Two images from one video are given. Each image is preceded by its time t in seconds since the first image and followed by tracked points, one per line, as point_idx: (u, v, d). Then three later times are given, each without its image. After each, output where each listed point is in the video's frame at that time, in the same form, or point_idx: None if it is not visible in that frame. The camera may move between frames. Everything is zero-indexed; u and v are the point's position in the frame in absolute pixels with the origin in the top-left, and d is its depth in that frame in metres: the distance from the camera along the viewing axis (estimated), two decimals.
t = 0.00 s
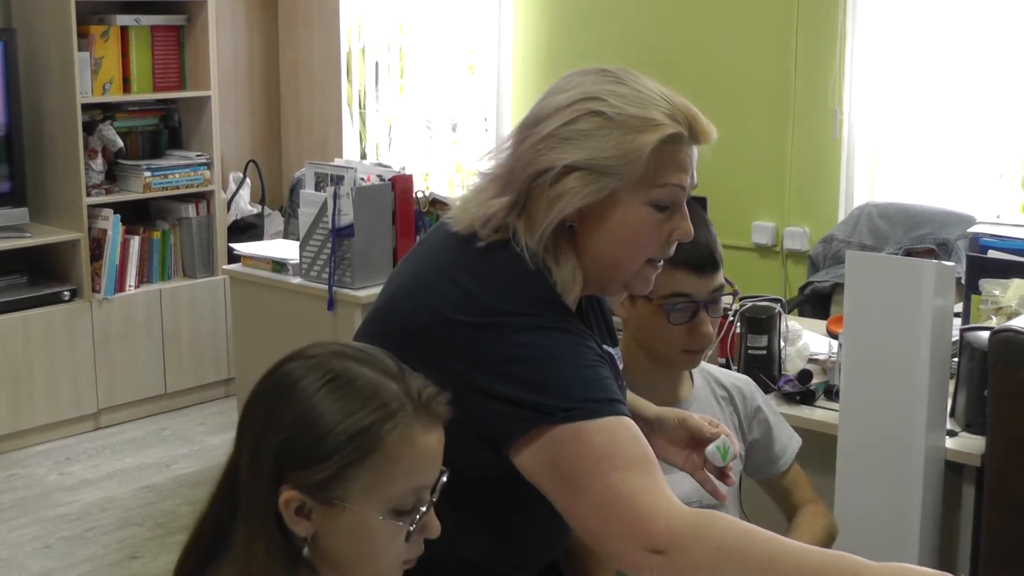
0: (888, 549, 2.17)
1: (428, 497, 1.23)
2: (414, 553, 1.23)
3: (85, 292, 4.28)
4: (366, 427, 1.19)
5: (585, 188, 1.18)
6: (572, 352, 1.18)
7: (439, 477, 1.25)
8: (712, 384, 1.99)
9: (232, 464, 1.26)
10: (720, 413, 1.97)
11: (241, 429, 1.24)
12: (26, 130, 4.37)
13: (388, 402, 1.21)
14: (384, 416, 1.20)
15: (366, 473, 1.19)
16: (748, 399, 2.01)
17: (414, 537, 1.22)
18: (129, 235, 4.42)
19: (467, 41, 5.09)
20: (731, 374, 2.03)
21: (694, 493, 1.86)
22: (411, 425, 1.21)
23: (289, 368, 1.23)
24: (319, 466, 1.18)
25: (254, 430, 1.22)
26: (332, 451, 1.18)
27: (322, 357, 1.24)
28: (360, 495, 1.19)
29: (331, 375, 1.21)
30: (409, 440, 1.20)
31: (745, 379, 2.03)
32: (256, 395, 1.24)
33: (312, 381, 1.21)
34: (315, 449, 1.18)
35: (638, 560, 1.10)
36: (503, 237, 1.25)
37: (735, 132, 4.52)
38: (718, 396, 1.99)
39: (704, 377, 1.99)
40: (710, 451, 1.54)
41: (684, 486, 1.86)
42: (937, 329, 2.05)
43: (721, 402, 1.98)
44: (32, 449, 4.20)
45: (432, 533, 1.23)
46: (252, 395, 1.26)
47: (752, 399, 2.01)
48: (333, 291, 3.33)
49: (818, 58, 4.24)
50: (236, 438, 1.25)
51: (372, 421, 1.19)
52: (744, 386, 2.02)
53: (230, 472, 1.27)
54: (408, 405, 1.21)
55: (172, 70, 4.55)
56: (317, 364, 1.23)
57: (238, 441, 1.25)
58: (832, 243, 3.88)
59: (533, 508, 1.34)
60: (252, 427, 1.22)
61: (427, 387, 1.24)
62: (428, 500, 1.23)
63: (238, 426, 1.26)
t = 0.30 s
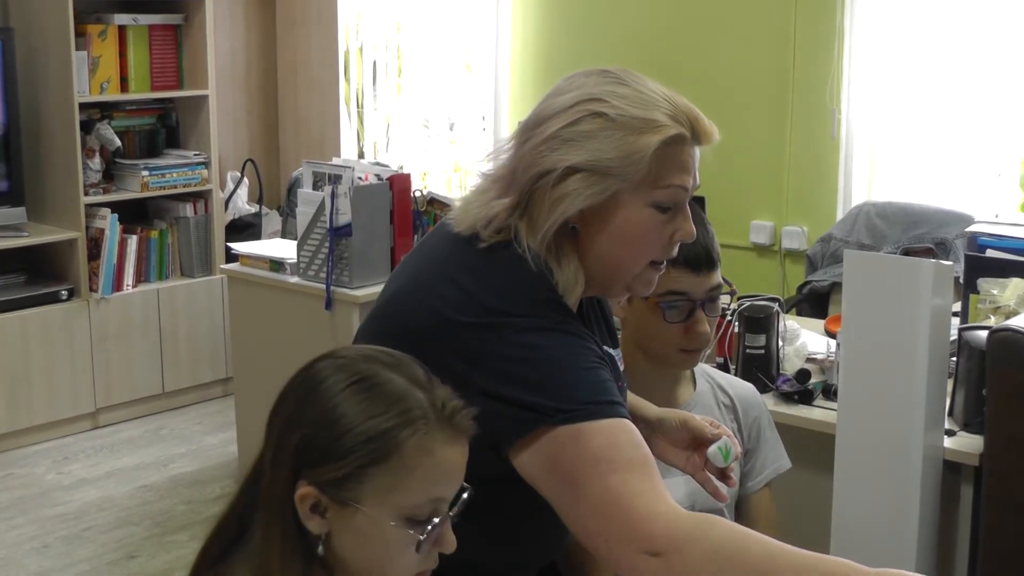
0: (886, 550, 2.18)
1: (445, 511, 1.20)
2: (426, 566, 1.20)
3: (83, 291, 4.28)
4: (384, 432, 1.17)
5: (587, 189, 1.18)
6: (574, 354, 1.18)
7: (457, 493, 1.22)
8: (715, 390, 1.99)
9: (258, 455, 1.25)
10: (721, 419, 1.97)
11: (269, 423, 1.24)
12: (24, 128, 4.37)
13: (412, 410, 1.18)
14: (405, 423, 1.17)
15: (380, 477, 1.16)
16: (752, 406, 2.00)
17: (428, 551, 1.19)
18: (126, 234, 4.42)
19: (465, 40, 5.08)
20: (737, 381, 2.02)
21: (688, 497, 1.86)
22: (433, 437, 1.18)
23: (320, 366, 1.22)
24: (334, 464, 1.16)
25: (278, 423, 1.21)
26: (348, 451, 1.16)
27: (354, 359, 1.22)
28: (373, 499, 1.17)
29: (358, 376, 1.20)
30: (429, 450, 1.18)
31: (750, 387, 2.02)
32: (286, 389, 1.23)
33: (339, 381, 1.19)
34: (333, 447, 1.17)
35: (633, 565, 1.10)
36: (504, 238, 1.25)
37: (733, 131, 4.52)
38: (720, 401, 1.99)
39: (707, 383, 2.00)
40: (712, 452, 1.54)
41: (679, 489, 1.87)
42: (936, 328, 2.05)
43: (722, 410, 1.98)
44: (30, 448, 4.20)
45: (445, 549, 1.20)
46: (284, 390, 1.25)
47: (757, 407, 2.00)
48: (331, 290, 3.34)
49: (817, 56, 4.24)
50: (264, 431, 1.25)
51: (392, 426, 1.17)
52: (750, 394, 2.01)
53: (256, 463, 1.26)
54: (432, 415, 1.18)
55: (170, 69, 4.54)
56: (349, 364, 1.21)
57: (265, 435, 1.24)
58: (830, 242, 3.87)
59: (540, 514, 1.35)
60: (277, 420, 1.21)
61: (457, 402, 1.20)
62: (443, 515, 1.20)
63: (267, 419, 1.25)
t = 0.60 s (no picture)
0: (884, 549, 2.18)
1: (456, 514, 1.20)
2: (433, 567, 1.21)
3: (81, 290, 4.28)
4: (397, 431, 1.17)
5: (587, 189, 1.18)
6: (572, 354, 1.18)
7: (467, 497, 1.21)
8: (715, 390, 1.99)
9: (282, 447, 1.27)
10: (720, 419, 1.97)
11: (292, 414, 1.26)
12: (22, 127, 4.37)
13: (428, 411, 1.18)
14: (419, 424, 1.17)
15: (389, 474, 1.17)
16: (751, 408, 2.00)
17: (436, 552, 1.19)
18: (125, 234, 4.42)
19: (463, 40, 5.07)
20: (737, 381, 2.03)
21: (687, 497, 1.86)
22: (447, 439, 1.18)
23: (343, 361, 1.23)
24: (347, 459, 1.18)
25: (298, 416, 1.23)
26: (360, 447, 1.17)
27: (376, 358, 1.22)
28: (382, 496, 1.17)
29: (378, 374, 1.20)
30: (441, 451, 1.18)
31: (749, 389, 2.02)
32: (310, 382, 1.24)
33: (358, 378, 1.20)
34: (346, 442, 1.18)
35: (629, 566, 1.10)
36: (504, 238, 1.25)
37: (731, 131, 4.52)
38: (719, 401, 1.99)
39: (706, 384, 2.00)
40: (711, 454, 1.55)
41: (678, 490, 1.86)
42: (934, 327, 2.06)
43: (722, 410, 1.98)
44: (28, 447, 4.20)
45: (452, 551, 1.20)
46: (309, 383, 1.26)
47: (755, 409, 2.01)
48: (329, 289, 3.33)
49: (815, 56, 4.25)
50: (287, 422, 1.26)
51: (406, 425, 1.17)
52: (750, 396, 2.01)
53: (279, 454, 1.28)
54: (448, 418, 1.18)
55: (168, 69, 4.54)
56: (370, 362, 1.21)
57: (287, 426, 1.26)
58: (828, 242, 3.88)
59: (536, 514, 1.35)
60: (297, 413, 1.23)
61: (476, 406, 1.20)
62: (453, 518, 1.19)
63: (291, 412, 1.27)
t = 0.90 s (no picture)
0: (882, 549, 2.18)
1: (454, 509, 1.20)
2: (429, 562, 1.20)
3: (79, 289, 4.27)
4: (396, 424, 1.17)
5: (586, 188, 1.18)
6: (570, 354, 1.18)
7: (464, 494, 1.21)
8: (713, 390, 1.99)
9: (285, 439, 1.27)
10: (718, 419, 1.97)
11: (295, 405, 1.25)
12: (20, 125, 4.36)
13: (427, 404, 1.18)
14: (418, 417, 1.17)
15: (388, 466, 1.17)
16: (749, 408, 2.00)
17: (432, 547, 1.18)
18: (123, 233, 4.43)
19: (462, 39, 5.07)
20: (736, 381, 2.02)
21: (687, 496, 1.86)
22: (445, 433, 1.17)
23: (345, 354, 1.23)
24: (347, 449, 1.17)
25: (301, 406, 1.22)
26: (359, 438, 1.17)
27: (377, 352, 1.22)
28: (379, 488, 1.17)
29: (379, 367, 1.20)
30: (440, 445, 1.17)
31: (747, 388, 2.03)
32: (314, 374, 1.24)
33: (359, 370, 1.20)
34: (347, 433, 1.18)
35: (627, 567, 1.10)
36: (503, 238, 1.25)
37: (729, 130, 4.52)
38: (718, 401, 1.99)
39: (705, 384, 1.99)
40: (708, 454, 1.55)
41: (677, 489, 1.86)
42: (932, 326, 2.05)
43: (721, 410, 1.98)
44: (26, 446, 4.19)
45: (449, 546, 1.19)
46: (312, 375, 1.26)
47: (753, 410, 2.01)
48: (327, 289, 3.32)
49: (814, 55, 4.25)
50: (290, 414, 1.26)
51: (405, 418, 1.17)
52: (748, 397, 2.01)
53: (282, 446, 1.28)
54: (446, 412, 1.17)
55: (166, 68, 4.54)
56: (372, 355, 1.21)
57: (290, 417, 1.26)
58: (826, 241, 3.88)
59: (537, 515, 1.35)
60: (300, 404, 1.23)
61: (474, 401, 1.19)
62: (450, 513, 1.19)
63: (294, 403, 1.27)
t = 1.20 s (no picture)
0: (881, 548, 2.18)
1: (443, 501, 1.20)
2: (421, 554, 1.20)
3: (78, 288, 4.27)
4: (385, 413, 1.17)
5: (585, 186, 1.18)
6: (567, 352, 1.19)
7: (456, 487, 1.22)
8: (711, 388, 2.00)
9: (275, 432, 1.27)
10: (716, 417, 1.97)
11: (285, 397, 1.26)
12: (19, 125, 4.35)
13: (415, 394, 1.18)
14: (406, 407, 1.17)
15: (375, 455, 1.17)
16: (746, 406, 2.00)
17: (420, 537, 1.18)
18: (122, 232, 4.43)
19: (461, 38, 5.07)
20: (733, 379, 2.03)
21: (685, 494, 1.86)
22: (433, 422, 1.18)
23: (335, 346, 1.23)
24: (336, 438, 1.18)
25: (291, 397, 1.22)
26: (348, 427, 1.17)
27: (367, 344, 1.22)
28: (367, 478, 1.17)
29: (369, 358, 1.20)
30: (427, 435, 1.18)
31: (745, 386, 2.03)
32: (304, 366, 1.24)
33: (350, 361, 1.20)
34: (337, 423, 1.18)
35: (622, 566, 1.10)
36: (502, 237, 1.25)
37: (728, 130, 4.52)
38: (716, 400, 1.99)
39: (703, 383, 1.99)
40: (706, 453, 1.55)
41: (676, 488, 1.86)
42: (931, 324, 2.06)
43: (719, 408, 1.98)
44: (25, 445, 4.19)
45: (439, 538, 1.19)
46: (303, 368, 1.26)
47: (751, 408, 2.01)
48: (326, 288, 3.32)
49: (812, 54, 4.25)
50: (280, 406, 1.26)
51: (393, 407, 1.17)
52: (746, 395, 2.01)
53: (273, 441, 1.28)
54: (435, 401, 1.18)
55: (165, 67, 4.54)
56: (361, 347, 1.22)
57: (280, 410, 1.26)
58: (825, 240, 3.88)
59: (534, 514, 1.35)
60: (290, 395, 1.23)
61: (461, 391, 1.20)
62: (441, 505, 1.19)
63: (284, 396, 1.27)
